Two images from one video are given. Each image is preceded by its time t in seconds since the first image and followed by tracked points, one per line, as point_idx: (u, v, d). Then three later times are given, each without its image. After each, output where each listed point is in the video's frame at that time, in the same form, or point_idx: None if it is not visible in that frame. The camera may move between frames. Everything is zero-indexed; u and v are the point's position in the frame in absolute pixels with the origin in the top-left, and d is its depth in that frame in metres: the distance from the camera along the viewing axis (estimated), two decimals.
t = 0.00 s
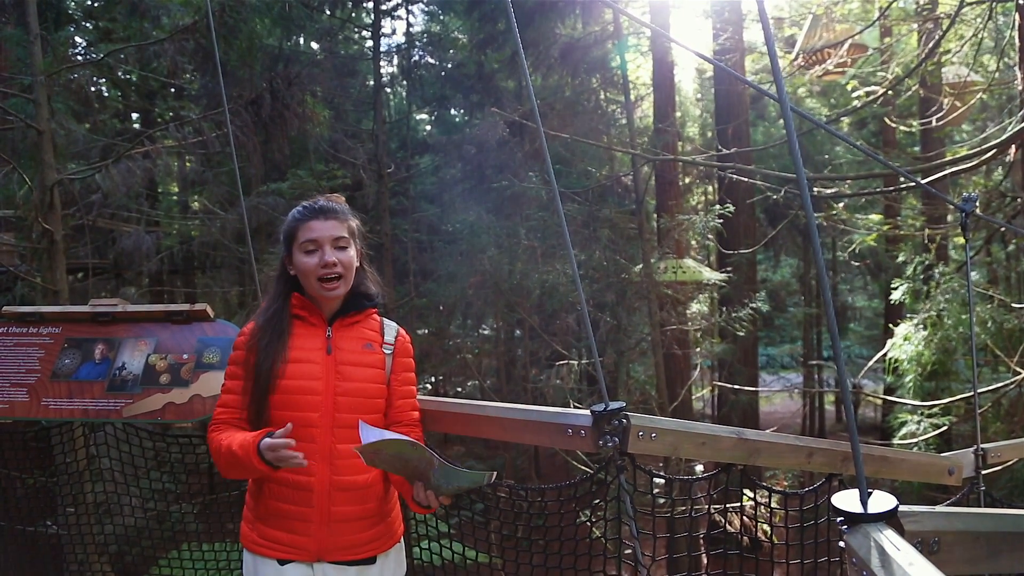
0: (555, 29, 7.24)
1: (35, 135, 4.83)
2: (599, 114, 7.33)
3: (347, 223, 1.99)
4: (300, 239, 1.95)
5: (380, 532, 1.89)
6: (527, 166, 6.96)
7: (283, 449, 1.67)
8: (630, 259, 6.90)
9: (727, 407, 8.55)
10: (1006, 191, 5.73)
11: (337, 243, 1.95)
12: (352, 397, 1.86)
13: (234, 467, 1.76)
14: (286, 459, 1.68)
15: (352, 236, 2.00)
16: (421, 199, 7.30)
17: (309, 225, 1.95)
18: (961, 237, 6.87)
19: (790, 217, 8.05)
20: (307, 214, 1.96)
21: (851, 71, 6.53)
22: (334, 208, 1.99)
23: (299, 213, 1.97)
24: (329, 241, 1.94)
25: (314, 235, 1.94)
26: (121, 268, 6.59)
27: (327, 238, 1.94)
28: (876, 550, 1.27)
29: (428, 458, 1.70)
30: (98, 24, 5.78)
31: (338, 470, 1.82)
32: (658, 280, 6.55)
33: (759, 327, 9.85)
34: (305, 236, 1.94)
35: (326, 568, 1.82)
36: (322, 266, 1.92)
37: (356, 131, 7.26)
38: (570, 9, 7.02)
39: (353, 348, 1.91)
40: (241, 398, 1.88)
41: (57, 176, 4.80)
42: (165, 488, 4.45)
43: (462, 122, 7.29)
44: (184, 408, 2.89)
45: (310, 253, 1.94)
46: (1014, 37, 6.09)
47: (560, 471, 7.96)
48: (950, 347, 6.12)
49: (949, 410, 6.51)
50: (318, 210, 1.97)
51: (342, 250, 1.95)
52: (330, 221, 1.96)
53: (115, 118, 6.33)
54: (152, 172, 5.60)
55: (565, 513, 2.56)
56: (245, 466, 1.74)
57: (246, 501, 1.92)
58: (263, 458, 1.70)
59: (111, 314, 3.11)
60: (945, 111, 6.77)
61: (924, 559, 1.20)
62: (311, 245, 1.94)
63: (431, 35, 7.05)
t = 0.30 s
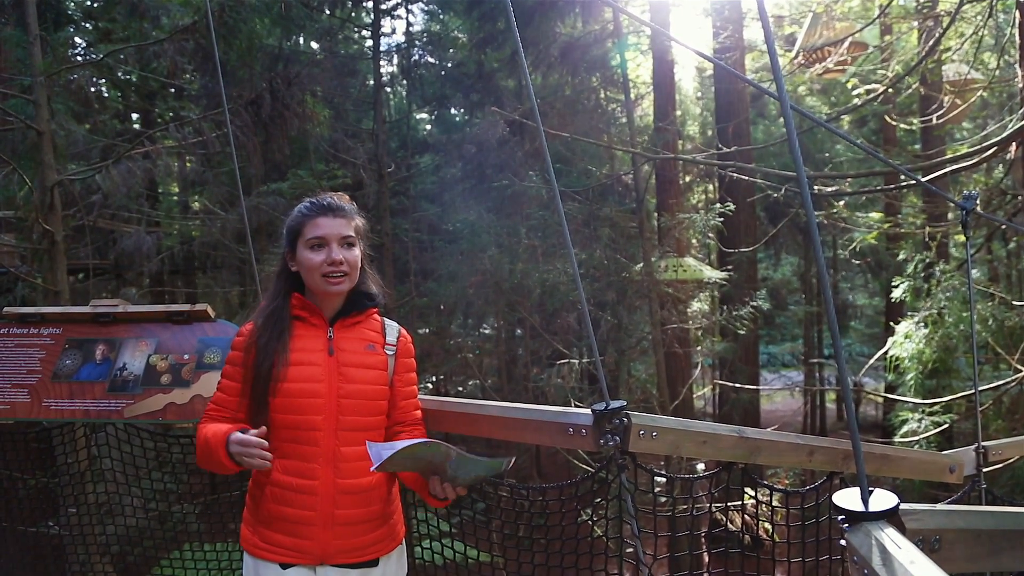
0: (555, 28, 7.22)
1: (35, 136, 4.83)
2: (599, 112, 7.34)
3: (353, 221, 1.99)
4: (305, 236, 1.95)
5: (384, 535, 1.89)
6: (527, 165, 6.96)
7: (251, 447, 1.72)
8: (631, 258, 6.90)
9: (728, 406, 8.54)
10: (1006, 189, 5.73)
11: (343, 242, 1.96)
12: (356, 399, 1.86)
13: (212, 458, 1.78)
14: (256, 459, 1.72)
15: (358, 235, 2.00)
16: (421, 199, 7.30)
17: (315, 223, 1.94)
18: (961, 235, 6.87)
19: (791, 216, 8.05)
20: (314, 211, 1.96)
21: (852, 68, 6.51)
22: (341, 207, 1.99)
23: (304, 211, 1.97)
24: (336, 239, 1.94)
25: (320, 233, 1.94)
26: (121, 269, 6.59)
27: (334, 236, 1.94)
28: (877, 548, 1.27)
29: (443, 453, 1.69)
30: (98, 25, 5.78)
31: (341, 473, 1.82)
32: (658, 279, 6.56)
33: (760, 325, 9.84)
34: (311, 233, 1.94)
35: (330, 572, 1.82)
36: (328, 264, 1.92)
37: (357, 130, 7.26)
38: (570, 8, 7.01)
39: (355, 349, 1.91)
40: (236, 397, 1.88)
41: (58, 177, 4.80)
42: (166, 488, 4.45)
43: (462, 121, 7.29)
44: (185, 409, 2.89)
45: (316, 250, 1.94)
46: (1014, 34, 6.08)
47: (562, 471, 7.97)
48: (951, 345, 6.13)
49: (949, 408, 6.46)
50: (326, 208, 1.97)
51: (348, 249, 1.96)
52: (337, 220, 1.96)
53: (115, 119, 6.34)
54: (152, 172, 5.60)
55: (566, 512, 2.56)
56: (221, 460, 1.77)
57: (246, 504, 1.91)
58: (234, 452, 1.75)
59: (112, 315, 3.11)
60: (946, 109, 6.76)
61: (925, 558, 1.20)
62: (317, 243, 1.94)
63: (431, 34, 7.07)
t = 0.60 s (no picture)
0: (555, 28, 7.22)
1: (36, 136, 4.83)
2: (599, 112, 7.35)
3: (357, 218, 1.99)
4: (310, 232, 1.93)
5: (389, 533, 1.90)
6: (528, 165, 6.97)
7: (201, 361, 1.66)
8: (631, 257, 6.90)
9: (729, 405, 8.53)
10: (1007, 188, 5.72)
11: (349, 239, 1.95)
12: (362, 397, 1.86)
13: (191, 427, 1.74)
14: (208, 360, 1.66)
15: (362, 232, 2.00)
16: (422, 198, 7.30)
17: (321, 220, 1.93)
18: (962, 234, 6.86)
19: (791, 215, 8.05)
20: (318, 207, 1.95)
21: (852, 67, 6.50)
22: (345, 204, 1.99)
23: (308, 207, 1.96)
24: (342, 236, 1.94)
25: (326, 230, 1.93)
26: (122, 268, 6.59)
27: (340, 233, 1.94)
28: (879, 548, 1.27)
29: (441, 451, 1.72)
30: (99, 24, 5.77)
31: (348, 472, 1.83)
32: (659, 278, 6.56)
33: (762, 324, 9.83)
34: (317, 230, 1.93)
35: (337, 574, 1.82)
36: (335, 262, 1.91)
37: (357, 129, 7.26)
38: (571, 8, 7.00)
39: (358, 346, 1.92)
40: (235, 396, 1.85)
41: (59, 176, 4.80)
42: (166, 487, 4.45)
43: (463, 120, 7.30)
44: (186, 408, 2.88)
45: (322, 247, 1.92)
46: (1015, 33, 6.07)
47: (563, 470, 7.96)
48: (952, 344, 6.15)
49: (950, 408, 6.46)
50: (330, 204, 1.96)
51: (353, 246, 1.95)
52: (343, 216, 1.96)
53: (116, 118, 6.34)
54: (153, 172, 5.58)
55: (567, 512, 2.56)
56: (202, 399, 1.71)
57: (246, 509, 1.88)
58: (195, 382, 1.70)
59: (113, 314, 3.11)
60: (946, 108, 6.74)
61: (926, 557, 1.20)
62: (323, 240, 1.92)
63: (431, 33, 7.07)
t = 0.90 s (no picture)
0: (557, 27, 7.21)
1: (39, 135, 4.84)
2: (600, 111, 7.34)
3: (363, 216, 1.97)
4: (318, 228, 1.88)
5: (396, 524, 1.94)
6: (529, 164, 6.97)
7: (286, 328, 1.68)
8: (633, 257, 6.90)
9: (731, 405, 8.54)
10: (1009, 189, 5.72)
11: (358, 237, 1.93)
12: (373, 390, 1.89)
13: (243, 419, 1.68)
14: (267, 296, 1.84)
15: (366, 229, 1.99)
16: (424, 197, 7.30)
17: (331, 216, 1.89)
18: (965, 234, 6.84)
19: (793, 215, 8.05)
20: (326, 202, 1.90)
21: (854, 67, 6.49)
22: (351, 201, 1.95)
23: (314, 202, 1.90)
24: (353, 234, 1.91)
25: (338, 228, 1.88)
26: (124, 267, 6.60)
27: (352, 231, 1.91)
28: (881, 548, 1.27)
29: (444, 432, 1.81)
30: (101, 23, 5.72)
31: (364, 465, 1.84)
32: (660, 277, 6.57)
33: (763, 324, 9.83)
34: (328, 227, 1.88)
35: (353, 571, 1.83)
36: (347, 260, 1.88)
37: (359, 129, 7.27)
38: (573, 7, 7.00)
39: (363, 340, 1.93)
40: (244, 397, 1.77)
41: (61, 175, 4.80)
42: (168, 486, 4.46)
43: (465, 120, 7.31)
44: (187, 407, 2.88)
45: (334, 244, 1.88)
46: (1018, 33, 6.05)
47: (564, 470, 7.97)
48: (954, 344, 6.13)
49: (952, 408, 6.49)
50: (338, 200, 1.92)
51: (361, 242, 1.94)
52: (352, 213, 1.92)
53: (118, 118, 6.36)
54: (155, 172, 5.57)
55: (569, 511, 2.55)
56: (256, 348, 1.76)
57: (253, 515, 1.83)
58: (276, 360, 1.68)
59: (115, 313, 3.12)
60: (949, 108, 6.73)
61: (929, 557, 1.19)
62: (335, 238, 1.88)
63: (432, 33, 7.03)
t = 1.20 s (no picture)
0: (560, 27, 7.20)
1: (41, 134, 4.84)
2: (602, 112, 7.33)
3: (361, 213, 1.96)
4: (325, 227, 1.85)
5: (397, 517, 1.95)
6: (531, 164, 6.97)
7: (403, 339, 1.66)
8: (635, 257, 6.90)
9: (732, 406, 8.55)
10: (1011, 190, 5.73)
11: (360, 235, 1.93)
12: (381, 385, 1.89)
13: (335, 414, 1.56)
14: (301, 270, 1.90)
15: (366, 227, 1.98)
16: (426, 197, 7.33)
17: (338, 215, 1.87)
18: (967, 236, 6.83)
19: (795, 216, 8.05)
20: (331, 202, 1.89)
21: (856, 68, 6.48)
22: (350, 199, 1.94)
23: (320, 200, 1.88)
24: (357, 232, 1.90)
25: (343, 226, 1.87)
26: (126, 266, 6.62)
27: (357, 229, 1.90)
28: (881, 549, 1.27)
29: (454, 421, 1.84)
30: (103, 22, 5.73)
31: (375, 460, 1.85)
32: (661, 278, 6.57)
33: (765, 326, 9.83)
34: (336, 226, 1.86)
35: (364, 566, 1.84)
36: (352, 258, 1.87)
37: (361, 129, 7.27)
38: (575, 8, 6.99)
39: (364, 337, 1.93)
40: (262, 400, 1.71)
41: (63, 174, 4.81)
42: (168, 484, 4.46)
43: (467, 120, 7.32)
44: (189, 406, 2.89)
45: (340, 243, 1.87)
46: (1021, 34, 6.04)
47: (565, 470, 7.98)
48: (955, 345, 6.12)
49: (954, 409, 6.49)
50: (341, 199, 1.91)
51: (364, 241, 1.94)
52: (354, 211, 1.92)
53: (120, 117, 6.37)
54: (157, 171, 5.56)
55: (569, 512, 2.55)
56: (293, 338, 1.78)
57: (267, 522, 1.77)
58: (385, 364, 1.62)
59: (116, 313, 3.12)
60: (950, 110, 6.72)
61: (929, 558, 1.19)
62: (342, 236, 1.87)
63: (434, 33, 6.97)
